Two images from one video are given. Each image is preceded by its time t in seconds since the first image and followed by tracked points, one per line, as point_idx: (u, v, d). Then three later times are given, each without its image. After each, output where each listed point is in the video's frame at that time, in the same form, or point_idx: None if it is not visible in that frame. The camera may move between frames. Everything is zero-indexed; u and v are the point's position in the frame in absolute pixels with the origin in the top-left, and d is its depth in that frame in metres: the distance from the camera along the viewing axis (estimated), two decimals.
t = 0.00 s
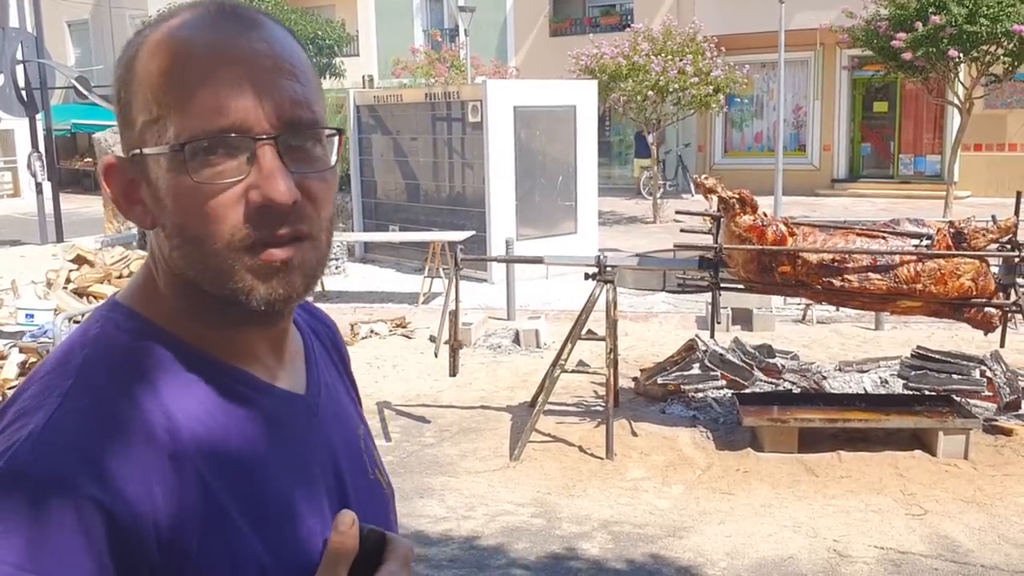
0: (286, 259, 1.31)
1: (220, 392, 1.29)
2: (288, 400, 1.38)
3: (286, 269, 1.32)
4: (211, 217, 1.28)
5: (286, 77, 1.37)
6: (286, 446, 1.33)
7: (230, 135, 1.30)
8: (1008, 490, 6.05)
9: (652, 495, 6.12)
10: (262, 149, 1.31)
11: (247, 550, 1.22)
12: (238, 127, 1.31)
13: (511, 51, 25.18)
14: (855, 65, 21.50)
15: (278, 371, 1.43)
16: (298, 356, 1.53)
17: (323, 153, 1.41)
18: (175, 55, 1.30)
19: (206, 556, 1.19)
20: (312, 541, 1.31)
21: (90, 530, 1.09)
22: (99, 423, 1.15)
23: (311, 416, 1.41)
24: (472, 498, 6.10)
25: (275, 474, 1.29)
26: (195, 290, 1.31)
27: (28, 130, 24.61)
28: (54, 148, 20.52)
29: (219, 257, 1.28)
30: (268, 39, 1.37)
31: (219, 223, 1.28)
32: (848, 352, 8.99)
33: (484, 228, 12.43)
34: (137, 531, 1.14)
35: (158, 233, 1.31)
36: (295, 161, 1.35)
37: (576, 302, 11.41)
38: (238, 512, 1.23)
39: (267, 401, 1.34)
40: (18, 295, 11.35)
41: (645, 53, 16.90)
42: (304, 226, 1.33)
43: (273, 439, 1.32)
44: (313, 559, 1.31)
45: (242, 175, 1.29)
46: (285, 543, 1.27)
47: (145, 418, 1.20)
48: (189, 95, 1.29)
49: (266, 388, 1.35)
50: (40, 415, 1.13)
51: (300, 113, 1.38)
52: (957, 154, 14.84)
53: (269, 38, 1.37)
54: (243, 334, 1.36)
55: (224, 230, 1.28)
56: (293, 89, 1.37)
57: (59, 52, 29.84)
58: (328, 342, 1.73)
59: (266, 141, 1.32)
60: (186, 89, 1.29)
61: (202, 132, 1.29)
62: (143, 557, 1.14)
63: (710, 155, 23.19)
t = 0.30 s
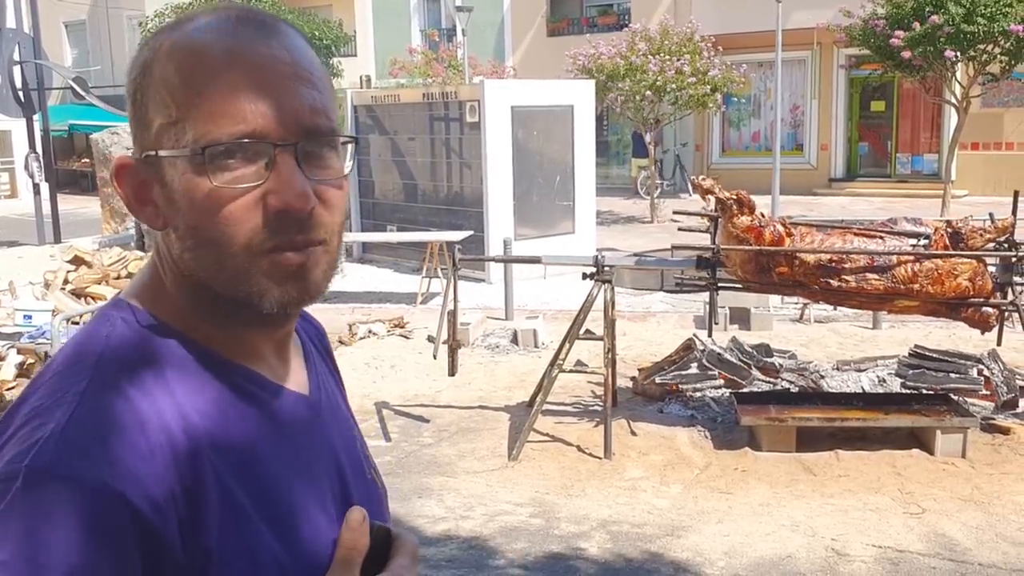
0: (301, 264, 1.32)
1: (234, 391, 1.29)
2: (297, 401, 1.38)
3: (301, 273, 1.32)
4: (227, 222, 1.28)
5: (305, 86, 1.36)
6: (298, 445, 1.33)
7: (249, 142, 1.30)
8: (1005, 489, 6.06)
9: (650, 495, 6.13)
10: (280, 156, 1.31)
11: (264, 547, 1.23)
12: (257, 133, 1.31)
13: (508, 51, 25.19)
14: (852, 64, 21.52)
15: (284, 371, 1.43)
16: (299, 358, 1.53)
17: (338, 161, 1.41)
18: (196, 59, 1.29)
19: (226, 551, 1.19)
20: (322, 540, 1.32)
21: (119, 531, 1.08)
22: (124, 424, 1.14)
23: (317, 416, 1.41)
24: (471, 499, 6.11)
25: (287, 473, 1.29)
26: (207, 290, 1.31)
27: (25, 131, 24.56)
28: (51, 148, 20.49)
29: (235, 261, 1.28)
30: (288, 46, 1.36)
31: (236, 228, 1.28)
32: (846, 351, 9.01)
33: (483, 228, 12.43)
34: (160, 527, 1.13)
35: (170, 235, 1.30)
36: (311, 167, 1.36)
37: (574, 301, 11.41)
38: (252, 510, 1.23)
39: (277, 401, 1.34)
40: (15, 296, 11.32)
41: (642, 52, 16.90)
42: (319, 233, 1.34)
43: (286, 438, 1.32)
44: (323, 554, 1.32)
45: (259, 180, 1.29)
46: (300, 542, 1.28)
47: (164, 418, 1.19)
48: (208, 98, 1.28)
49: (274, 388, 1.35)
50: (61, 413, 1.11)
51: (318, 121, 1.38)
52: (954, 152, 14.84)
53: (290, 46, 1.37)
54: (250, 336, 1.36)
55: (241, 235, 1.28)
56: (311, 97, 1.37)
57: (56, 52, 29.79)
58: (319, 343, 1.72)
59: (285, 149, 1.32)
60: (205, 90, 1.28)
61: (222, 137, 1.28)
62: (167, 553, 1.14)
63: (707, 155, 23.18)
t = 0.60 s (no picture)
0: (307, 265, 1.32)
1: (240, 390, 1.28)
2: (302, 399, 1.38)
3: (306, 274, 1.32)
4: (232, 225, 1.28)
5: (310, 88, 1.35)
6: (303, 443, 1.32)
7: (255, 144, 1.29)
8: (1001, 488, 6.08)
9: (647, 494, 6.14)
10: (286, 159, 1.31)
11: (275, 544, 1.22)
12: (263, 135, 1.30)
13: (505, 51, 25.20)
14: (848, 64, 21.55)
15: (287, 369, 1.43)
16: (300, 359, 1.53)
17: (342, 161, 1.41)
18: (200, 61, 1.28)
19: (237, 548, 1.18)
20: (330, 536, 1.31)
21: (132, 527, 1.08)
22: (135, 424, 1.13)
23: (319, 413, 1.40)
24: (468, 498, 6.11)
25: (293, 471, 1.28)
26: (211, 290, 1.31)
27: (21, 131, 24.47)
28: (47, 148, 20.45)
29: (241, 264, 1.28)
30: (292, 48, 1.35)
31: (242, 230, 1.28)
32: (842, 351, 9.03)
33: (479, 228, 12.43)
34: (174, 523, 1.12)
35: (176, 237, 1.30)
36: (316, 169, 1.35)
37: (571, 301, 11.42)
38: (262, 507, 1.22)
39: (283, 400, 1.33)
40: (11, 296, 11.30)
41: (639, 53, 16.92)
42: (325, 233, 1.34)
43: (293, 435, 1.32)
44: (332, 548, 1.31)
45: (264, 183, 1.29)
46: (308, 539, 1.27)
47: (174, 416, 1.19)
48: (213, 101, 1.28)
49: (278, 386, 1.34)
50: (72, 412, 1.11)
51: (323, 122, 1.37)
52: (950, 153, 14.85)
53: (293, 47, 1.36)
54: (254, 333, 1.36)
55: (248, 238, 1.28)
56: (315, 99, 1.36)
57: (51, 51, 29.72)
58: (317, 343, 1.72)
59: (290, 151, 1.32)
60: (210, 94, 1.28)
61: (228, 140, 1.28)
62: (181, 549, 1.13)
63: (704, 155, 23.19)
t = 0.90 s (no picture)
0: (288, 260, 1.31)
1: (223, 387, 1.27)
2: (285, 396, 1.37)
3: (287, 270, 1.31)
4: (211, 220, 1.27)
5: (290, 84, 1.35)
6: (288, 439, 1.32)
7: (234, 140, 1.28)
8: (989, 488, 6.11)
9: (637, 493, 6.15)
10: (265, 155, 1.30)
11: (261, 541, 1.21)
12: (242, 131, 1.30)
13: (496, 50, 25.19)
14: (838, 65, 21.62)
15: (270, 366, 1.43)
16: (284, 356, 1.52)
17: (322, 157, 1.40)
18: (177, 57, 1.27)
19: (222, 548, 1.18)
20: (316, 534, 1.31)
21: (119, 527, 1.07)
22: (118, 424, 1.12)
23: (303, 409, 1.40)
24: (458, 498, 6.11)
25: (277, 468, 1.28)
26: (193, 288, 1.30)
27: (10, 130, 24.36)
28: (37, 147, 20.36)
29: (220, 259, 1.27)
30: (271, 45, 1.35)
31: (221, 226, 1.27)
32: (831, 350, 9.06)
33: (470, 227, 12.42)
34: (159, 522, 1.11)
35: (157, 234, 1.29)
36: (294, 164, 1.35)
37: (561, 301, 11.43)
38: (248, 505, 1.22)
39: (267, 396, 1.33)
40: None
41: (629, 53, 16.95)
42: (305, 228, 1.33)
43: (278, 432, 1.31)
44: (319, 544, 1.30)
45: (244, 178, 1.28)
46: (293, 535, 1.27)
47: (160, 415, 1.18)
48: (191, 97, 1.27)
49: (261, 383, 1.33)
50: (54, 411, 1.10)
51: (302, 117, 1.36)
52: (939, 153, 14.90)
53: (271, 43, 1.35)
54: (236, 330, 1.35)
55: (227, 233, 1.27)
56: (295, 94, 1.35)
57: (40, 49, 29.58)
58: (303, 341, 1.72)
59: (269, 147, 1.31)
60: (188, 90, 1.27)
61: (208, 135, 1.27)
62: (166, 548, 1.12)
63: (694, 155, 23.24)
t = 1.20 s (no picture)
0: (260, 266, 1.31)
1: (195, 394, 1.27)
2: (258, 402, 1.37)
3: (259, 278, 1.31)
4: (184, 229, 1.27)
5: (260, 92, 1.35)
6: (260, 446, 1.32)
7: (206, 149, 1.29)
8: (971, 490, 6.15)
9: (622, 496, 6.16)
10: (236, 163, 1.31)
11: (234, 549, 1.22)
12: (213, 140, 1.30)
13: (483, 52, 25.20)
14: (824, 69, 21.73)
15: (245, 374, 1.42)
16: (258, 364, 1.52)
17: (295, 165, 1.40)
18: (150, 65, 1.27)
19: (195, 556, 1.17)
20: (289, 540, 1.31)
21: (93, 539, 1.06)
22: (94, 434, 1.12)
23: (277, 416, 1.40)
24: (444, 501, 6.11)
25: (249, 476, 1.28)
26: (166, 296, 1.30)
27: None
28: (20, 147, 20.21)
29: (193, 268, 1.27)
30: (243, 55, 1.35)
31: (193, 234, 1.27)
32: (816, 353, 9.11)
33: (457, 229, 12.42)
34: (133, 530, 1.11)
35: (131, 243, 1.29)
36: (267, 173, 1.35)
37: (548, 303, 11.44)
38: (221, 513, 1.22)
39: (241, 405, 1.33)
40: None
41: (616, 56, 16.99)
42: (278, 235, 1.33)
43: (252, 440, 1.31)
44: (292, 550, 1.31)
45: (217, 187, 1.28)
46: (266, 542, 1.27)
47: (135, 424, 1.17)
48: (163, 106, 1.27)
49: (234, 391, 1.33)
50: (27, 421, 1.09)
51: (275, 126, 1.37)
52: (924, 157, 14.96)
53: (244, 53, 1.36)
54: (211, 339, 1.36)
55: (200, 242, 1.27)
56: (266, 103, 1.36)
57: (24, 49, 29.36)
58: (278, 348, 1.72)
59: (240, 155, 1.31)
60: (158, 100, 1.27)
61: (180, 145, 1.27)
62: (140, 558, 1.11)
63: (681, 158, 23.31)
